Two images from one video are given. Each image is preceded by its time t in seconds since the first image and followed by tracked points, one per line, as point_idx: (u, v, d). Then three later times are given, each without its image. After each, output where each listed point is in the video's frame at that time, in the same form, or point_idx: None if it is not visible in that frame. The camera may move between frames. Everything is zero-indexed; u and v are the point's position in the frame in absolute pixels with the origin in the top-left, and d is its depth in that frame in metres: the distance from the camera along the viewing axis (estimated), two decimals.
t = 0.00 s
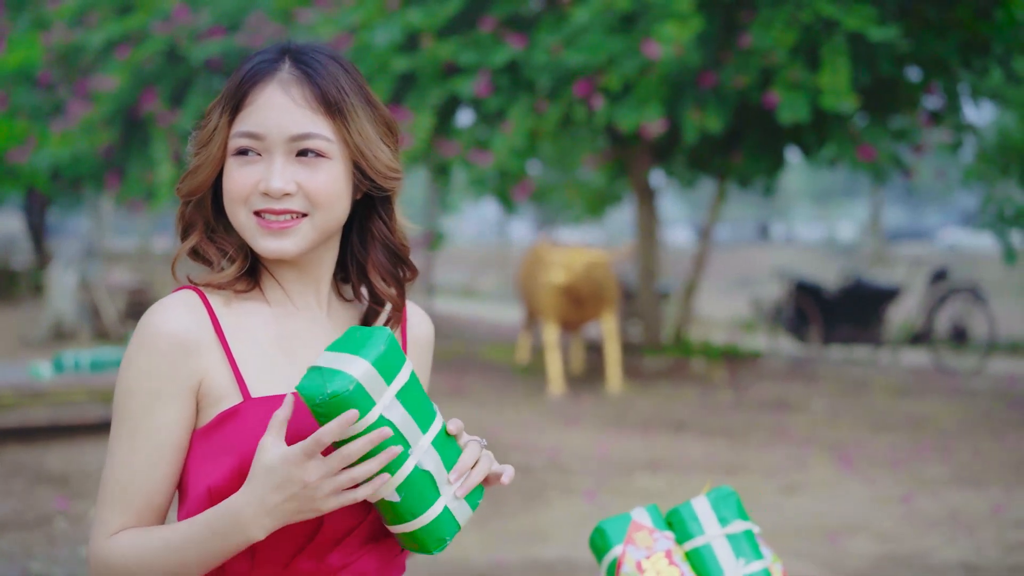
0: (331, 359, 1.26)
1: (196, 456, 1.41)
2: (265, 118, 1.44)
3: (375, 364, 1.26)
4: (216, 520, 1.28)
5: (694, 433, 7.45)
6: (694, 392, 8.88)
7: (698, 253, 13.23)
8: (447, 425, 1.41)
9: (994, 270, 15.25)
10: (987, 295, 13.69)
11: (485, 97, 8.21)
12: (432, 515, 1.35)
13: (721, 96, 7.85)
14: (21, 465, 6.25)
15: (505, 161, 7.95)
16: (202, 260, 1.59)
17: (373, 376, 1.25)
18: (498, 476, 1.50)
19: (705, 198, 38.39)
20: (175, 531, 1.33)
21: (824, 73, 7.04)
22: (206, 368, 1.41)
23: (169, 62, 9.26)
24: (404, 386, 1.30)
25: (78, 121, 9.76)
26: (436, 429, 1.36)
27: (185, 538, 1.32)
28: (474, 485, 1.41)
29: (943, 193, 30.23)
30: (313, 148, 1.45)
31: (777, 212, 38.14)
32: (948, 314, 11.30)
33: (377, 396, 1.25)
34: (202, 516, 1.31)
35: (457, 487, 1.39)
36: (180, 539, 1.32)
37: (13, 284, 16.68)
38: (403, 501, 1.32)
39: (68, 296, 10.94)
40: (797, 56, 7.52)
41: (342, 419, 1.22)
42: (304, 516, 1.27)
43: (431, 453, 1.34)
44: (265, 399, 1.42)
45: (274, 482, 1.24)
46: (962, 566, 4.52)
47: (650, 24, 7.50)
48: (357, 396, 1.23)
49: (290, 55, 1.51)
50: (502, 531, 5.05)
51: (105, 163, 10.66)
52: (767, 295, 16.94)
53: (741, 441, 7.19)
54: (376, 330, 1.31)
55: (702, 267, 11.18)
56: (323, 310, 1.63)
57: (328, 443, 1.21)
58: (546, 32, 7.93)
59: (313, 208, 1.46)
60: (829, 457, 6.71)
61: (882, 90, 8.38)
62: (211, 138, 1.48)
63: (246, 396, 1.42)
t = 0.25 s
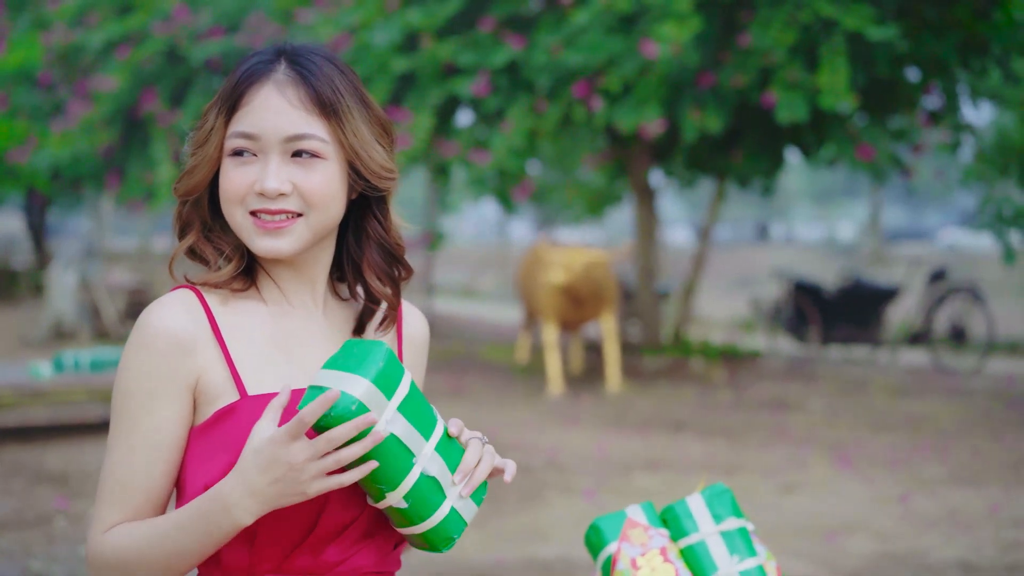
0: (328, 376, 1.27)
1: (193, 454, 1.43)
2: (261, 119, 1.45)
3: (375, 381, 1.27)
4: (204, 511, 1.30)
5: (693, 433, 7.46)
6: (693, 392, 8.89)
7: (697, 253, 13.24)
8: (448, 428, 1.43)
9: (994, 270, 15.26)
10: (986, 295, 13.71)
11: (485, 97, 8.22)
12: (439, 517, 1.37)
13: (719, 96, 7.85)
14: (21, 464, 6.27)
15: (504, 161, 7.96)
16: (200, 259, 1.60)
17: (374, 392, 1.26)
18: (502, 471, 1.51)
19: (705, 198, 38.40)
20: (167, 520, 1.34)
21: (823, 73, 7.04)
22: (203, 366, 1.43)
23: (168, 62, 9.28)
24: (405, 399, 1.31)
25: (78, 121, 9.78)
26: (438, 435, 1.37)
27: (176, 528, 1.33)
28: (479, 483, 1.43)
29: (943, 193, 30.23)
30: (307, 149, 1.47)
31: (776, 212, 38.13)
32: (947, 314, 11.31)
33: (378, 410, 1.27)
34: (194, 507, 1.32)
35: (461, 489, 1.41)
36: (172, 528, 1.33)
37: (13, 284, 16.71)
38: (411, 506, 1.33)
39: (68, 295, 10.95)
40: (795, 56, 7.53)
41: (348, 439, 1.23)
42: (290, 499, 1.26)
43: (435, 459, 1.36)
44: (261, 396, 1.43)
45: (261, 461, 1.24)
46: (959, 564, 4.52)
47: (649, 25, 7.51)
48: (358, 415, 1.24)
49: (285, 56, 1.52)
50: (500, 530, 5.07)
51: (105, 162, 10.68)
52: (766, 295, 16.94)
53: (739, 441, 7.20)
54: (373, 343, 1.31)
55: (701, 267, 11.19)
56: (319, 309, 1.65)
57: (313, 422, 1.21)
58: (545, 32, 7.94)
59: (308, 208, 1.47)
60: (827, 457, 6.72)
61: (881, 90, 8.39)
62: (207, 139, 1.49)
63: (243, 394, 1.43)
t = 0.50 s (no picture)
0: (325, 376, 1.28)
1: (192, 451, 1.44)
2: (256, 118, 1.46)
3: (371, 380, 1.28)
4: (200, 503, 1.30)
5: (692, 432, 7.46)
6: (692, 392, 8.90)
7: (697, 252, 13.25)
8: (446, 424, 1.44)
9: (994, 270, 15.26)
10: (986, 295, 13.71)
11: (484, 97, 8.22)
12: (436, 512, 1.38)
13: (718, 96, 7.86)
14: (20, 463, 6.28)
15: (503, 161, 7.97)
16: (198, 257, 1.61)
17: (370, 392, 1.27)
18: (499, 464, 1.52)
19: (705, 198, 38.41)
20: (164, 515, 1.35)
21: (822, 73, 7.05)
22: (201, 364, 1.44)
23: (169, 62, 9.29)
24: (401, 396, 1.32)
25: (79, 121, 9.80)
26: (435, 432, 1.38)
27: (171, 520, 1.33)
28: (475, 478, 1.44)
29: (943, 193, 30.23)
30: (303, 148, 1.48)
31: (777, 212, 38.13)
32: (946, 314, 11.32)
33: (375, 409, 1.28)
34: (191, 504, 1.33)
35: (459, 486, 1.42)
36: (168, 521, 1.34)
37: (13, 284, 16.72)
38: (407, 502, 1.34)
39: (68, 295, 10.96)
40: (794, 56, 7.53)
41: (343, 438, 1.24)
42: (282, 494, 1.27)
43: (432, 455, 1.37)
44: (259, 393, 1.44)
45: (260, 453, 1.26)
46: (957, 563, 4.53)
47: (648, 25, 7.52)
48: (356, 413, 1.25)
49: (281, 56, 1.53)
50: (499, 529, 5.07)
51: (106, 162, 10.70)
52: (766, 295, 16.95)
53: (738, 440, 7.21)
54: (368, 342, 1.32)
55: (700, 267, 11.20)
56: (317, 306, 1.66)
57: (314, 413, 1.22)
58: (545, 33, 7.94)
59: (304, 206, 1.48)
60: (826, 456, 6.73)
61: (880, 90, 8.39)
62: (204, 138, 1.51)
63: (241, 390, 1.44)
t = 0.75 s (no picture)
0: (315, 375, 1.29)
1: (191, 446, 1.45)
2: (254, 116, 1.47)
3: (360, 377, 1.29)
4: (198, 496, 1.31)
5: (692, 432, 7.47)
6: (692, 391, 8.91)
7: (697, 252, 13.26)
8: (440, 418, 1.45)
9: (994, 269, 15.26)
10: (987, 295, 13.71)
11: (484, 97, 8.23)
12: (430, 505, 1.39)
13: (718, 96, 7.86)
14: (20, 462, 6.28)
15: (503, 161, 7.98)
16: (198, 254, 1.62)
17: (359, 389, 1.28)
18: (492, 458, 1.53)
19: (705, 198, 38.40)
20: (164, 508, 1.36)
21: (822, 72, 7.05)
22: (200, 360, 1.45)
23: (169, 62, 9.29)
24: (391, 392, 1.33)
25: (79, 121, 9.81)
26: (428, 426, 1.39)
27: (170, 513, 1.34)
28: (470, 470, 1.45)
29: (943, 193, 30.23)
30: (300, 145, 1.49)
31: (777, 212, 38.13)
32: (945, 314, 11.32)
33: (365, 406, 1.29)
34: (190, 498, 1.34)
35: (454, 480, 1.43)
36: (166, 514, 1.35)
37: (13, 285, 16.73)
38: (402, 496, 1.36)
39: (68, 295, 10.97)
40: (794, 56, 7.54)
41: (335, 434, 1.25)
42: (275, 486, 1.28)
43: (425, 450, 1.38)
44: (258, 388, 1.45)
45: (254, 442, 1.27)
46: (955, 562, 4.54)
47: (648, 25, 7.52)
48: (346, 411, 1.26)
49: (278, 55, 1.54)
50: (498, 527, 5.08)
51: (106, 162, 10.70)
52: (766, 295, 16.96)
53: (738, 440, 7.22)
54: (357, 339, 1.33)
55: (700, 267, 11.21)
56: (315, 304, 1.67)
57: (309, 409, 1.23)
58: (544, 33, 7.95)
59: (301, 203, 1.49)
60: (825, 456, 6.74)
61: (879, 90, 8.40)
62: (202, 136, 1.52)
63: (240, 386, 1.45)
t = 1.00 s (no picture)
0: (302, 365, 1.31)
1: (191, 440, 1.46)
2: (254, 113, 1.49)
3: (345, 365, 1.30)
4: (195, 489, 1.33)
5: (691, 431, 7.48)
6: (691, 390, 8.93)
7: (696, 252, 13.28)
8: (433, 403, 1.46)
9: (994, 269, 15.26)
10: (986, 295, 13.72)
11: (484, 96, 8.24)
12: (428, 490, 1.41)
13: (718, 95, 7.87)
14: (21, 461, 6.30)
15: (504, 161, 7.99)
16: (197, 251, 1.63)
17: (344, 375, 1.29)
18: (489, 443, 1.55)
19: (705, 198, 38.44)
20: (162, 504, 1.37)
21: (821, 72, 7.06)
22: (199, 356, 1.46)
23: (169, 62, 9.31)
24: (378, 378, 1.34)
25: (80, 121, 9.82)
26: (419, 411, 1.40)
27: (169, 506, 1.36)
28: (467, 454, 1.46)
29: (943, 193, 30.25)
30: (299, 142, 1.50)
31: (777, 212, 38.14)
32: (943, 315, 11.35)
33: (351, 393, 1.30)
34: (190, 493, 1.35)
35: (449, 463, 1.44)
36: (165, 507, 1.36)
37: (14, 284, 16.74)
38: (396, 483, 1.38)
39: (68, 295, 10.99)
40: (794, 56, 7.55)
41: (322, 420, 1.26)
42: (269, 475, 1.29)
43: (417, 435, 1.39)
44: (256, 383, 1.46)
45: (246, 435, 1.28)
46: (952, 560, 4.55)
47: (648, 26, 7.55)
48: (331, 399, 1.27)
49: (278, 52, 1.55)
50: (497, 526, 5.09)
51: (107, 162, 10.73)
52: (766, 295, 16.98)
53: (736, 439, 7.24)
54: (342, 327, 1.34)
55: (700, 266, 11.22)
56: (313, 299, 1.68)
57: (295, 397, 1.25)
58: (544, 33, 7.96)
59: (300, 200, 1.51)
60: (823, 455, 6.75)
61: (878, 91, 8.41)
62: (203, 133, 1.53)
63: (239, 380, 1.46)
